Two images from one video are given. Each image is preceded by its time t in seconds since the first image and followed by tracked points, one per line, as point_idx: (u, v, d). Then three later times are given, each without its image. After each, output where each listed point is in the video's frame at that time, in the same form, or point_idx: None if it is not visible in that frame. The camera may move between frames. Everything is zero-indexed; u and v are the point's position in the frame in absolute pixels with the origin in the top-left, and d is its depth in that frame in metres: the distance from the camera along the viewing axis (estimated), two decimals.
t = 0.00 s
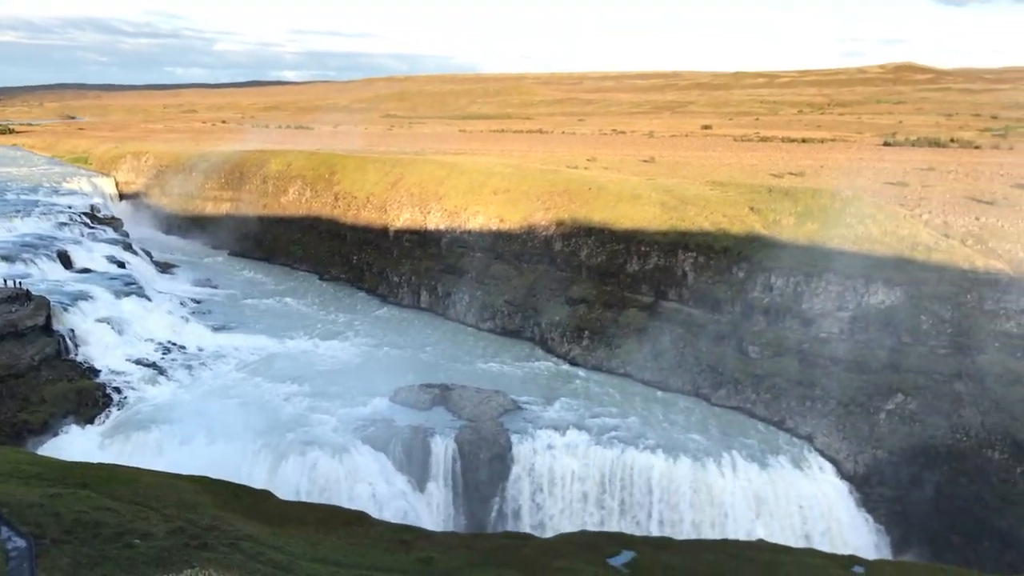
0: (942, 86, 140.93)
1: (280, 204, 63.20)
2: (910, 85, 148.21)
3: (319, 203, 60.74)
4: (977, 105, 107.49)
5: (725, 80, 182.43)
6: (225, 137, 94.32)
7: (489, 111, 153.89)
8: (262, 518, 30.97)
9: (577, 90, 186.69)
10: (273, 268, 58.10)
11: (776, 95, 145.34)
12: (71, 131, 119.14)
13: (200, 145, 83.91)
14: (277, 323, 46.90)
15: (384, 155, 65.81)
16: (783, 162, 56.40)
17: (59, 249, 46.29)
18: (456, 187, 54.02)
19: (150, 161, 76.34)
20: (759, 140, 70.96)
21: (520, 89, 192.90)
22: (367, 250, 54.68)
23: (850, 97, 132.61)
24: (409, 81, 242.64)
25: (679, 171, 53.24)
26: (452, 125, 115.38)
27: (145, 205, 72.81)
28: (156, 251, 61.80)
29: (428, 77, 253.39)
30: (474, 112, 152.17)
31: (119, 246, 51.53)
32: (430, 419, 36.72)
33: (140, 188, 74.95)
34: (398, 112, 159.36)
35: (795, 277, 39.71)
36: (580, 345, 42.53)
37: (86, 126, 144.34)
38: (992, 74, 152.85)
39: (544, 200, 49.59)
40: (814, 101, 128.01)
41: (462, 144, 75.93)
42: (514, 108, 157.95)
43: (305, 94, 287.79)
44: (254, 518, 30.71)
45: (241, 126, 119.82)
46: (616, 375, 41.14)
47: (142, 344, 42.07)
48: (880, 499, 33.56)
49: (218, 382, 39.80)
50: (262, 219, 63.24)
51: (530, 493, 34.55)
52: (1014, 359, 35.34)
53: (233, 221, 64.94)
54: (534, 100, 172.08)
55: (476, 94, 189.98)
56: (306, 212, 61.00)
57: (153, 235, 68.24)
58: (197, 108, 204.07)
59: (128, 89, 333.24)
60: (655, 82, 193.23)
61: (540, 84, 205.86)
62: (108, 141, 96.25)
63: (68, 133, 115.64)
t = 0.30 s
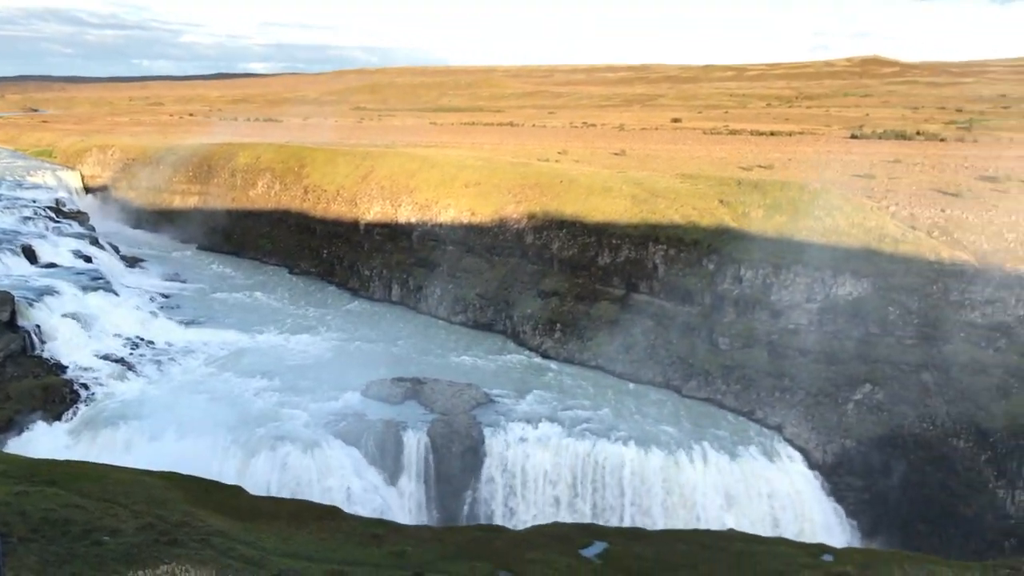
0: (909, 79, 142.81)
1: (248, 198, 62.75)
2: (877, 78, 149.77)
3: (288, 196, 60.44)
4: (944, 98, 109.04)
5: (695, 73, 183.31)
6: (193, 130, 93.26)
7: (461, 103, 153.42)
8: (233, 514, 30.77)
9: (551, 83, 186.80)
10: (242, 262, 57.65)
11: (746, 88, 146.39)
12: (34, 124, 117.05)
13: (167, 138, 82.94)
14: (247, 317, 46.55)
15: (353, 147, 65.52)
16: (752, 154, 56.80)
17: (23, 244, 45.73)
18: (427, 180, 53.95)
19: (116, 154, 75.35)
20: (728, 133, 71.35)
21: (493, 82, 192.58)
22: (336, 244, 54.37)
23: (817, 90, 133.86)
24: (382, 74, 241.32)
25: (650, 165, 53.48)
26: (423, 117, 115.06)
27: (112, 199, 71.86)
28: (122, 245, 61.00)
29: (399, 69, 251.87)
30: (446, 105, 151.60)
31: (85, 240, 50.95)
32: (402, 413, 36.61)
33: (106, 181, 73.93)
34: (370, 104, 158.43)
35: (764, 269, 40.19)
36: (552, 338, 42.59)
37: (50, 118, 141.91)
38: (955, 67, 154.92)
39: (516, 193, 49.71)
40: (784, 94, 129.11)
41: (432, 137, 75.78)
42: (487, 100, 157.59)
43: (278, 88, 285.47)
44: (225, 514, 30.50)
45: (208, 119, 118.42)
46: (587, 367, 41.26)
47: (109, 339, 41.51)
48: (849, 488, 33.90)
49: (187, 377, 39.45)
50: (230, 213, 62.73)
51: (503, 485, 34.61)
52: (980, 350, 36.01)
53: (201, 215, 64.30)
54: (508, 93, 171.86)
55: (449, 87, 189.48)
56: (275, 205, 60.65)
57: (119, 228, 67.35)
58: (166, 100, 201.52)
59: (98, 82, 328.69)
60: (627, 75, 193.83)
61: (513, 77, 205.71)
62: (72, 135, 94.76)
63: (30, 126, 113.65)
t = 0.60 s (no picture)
0: (869, 72, 145.14)
1: (211, 193, 62.15)
2: (837, 72, 151.58)
3: (252, 191, 60.02)
4: (903, 91, 110.92)
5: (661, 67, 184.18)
6: (152, 124, 91.91)
7: (427, 96, 152.71)
8: (200, 512, 30.54)
9: (517, 77, 187.02)
10: (204, 257, 57.01)
11: (711, 82, 147.60)
12: None
13: (126, 132, 81.59)
14: (211, 314, 46.13)
15: (317, 142, 65.18)
16: (715, 147, 57.33)
17: None
18: (392, 174, 53.92)
19: (75, 149, 74.01)
20: (691, 126, 71.90)
21: (459, 75, 192.20)
22: (301, 239, 53.99)
23: (780, 83, 135.47)
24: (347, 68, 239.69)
25: (614, 158, 53.80)
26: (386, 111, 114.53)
27: (70, 195, 70.60)
28: (82, 241, 59.97)
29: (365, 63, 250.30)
30: (412, 98, 150.75)
31: (44, 237, 50.16)
32: (369, 409, 36.48)
33: (64, 177, 72.59)
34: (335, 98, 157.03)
35: (728, 261, 40.84)
36: (519, 332, 42.66)
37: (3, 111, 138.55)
38: (914, 60, 157.77)
39: (482, 186, 49.88)
40: (747, 88, 130.38)
41: (397, 130, 75.56)
42: (453, 93, 157.10)
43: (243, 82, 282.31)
44: (191, 512, 30.28)
45: (169, 113, 116.54)
46: (554, 360, 41.36)
47: (70, 337, 40.83)
48: (814, 477, 34.33)
49: (151, 375, 38.98)
50: (192, 208, 62.03)
51: (470, 479, 34.66)
52: (940, 339, 36.65)
53: (162, 211, 63.48)
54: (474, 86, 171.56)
55: (415, 80, 188.72)
56: (238, 200, 60.17)
57: (78, 224, 66.18)
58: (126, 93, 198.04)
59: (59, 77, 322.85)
60: (592, 68, 194.57)
61: (479, 71, 205.44)
62: (26, 129, 92.75)
63: None
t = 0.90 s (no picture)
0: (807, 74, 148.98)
1: (149, 194, 61.13)
2: (775, 73, 154.97)
3: (191, 193, 59.32)
4: (837, 92, 114.06)
5: (607, 67, 185.82)
6: (85, 124, 89.65)
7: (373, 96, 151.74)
8: (141, 519, 30.03)
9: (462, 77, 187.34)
10: (142, 260, 55.87)
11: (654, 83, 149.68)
12: None
13: (57, 132, 79.38)
14: (150, 317, 45.38)
15: (258, 142, 64.55)
16: (656, 148, 58.18)
17: None
18: (334, 175, 53.90)
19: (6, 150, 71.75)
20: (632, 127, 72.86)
21: (405, 75, 191.79)
22: (242, 241, 53.30)
23: (722, 84, 138.12)
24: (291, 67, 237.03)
25: (557, 158, 54.33)
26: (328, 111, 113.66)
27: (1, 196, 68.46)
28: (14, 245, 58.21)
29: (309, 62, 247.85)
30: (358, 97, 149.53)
31: None
32: (313, 412, 36.11)
33: None
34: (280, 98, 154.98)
35: (670, 261, 41.60)
36: (464, 332, 42.69)
37: None
38: (848, 62, 162.39)
39: (426, 188, 50.13)
40: (688, 89, 132.49)
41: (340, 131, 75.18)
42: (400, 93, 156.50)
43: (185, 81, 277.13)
44: (130, 519, 29.72)
45: (104, 112, 113.73)
46: (498, 360, 41.47)
47: (3, 343, 39.47)
48: (756, 472, 34.86)
49: (89, 381, 38.06)
50: (130, 210, 60.82)
51: (416, 480, 34.56)
52: (876, 335, 37.64)
53: (97, 213, 62.03)
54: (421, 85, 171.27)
55: (361, 79, 187.57)
56: (177, 202, 59.35)
57: (9, 227, 64.20)
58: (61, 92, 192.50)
59: None
60: (536, 69, 195.84)
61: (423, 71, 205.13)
62: None
63: None
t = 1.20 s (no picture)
0: (733, 92, 153.26)
1: (71, 212, 59.50)
2: (703, 91, 158.98)
3: (115, 210, 58.06)
4: (761, 110, 117.55)
5: (544, 83, 187.38)
6: None
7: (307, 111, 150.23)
8: (62, 546, 29.03)
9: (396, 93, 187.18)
10: (63, 279, 54.12)
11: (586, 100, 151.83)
12: None
13: None
14: (72, 338, 44.00)
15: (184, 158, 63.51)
16: (585, 165, 59.00)
17: None
18: (262, 191, 53.53)
19: None
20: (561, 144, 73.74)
21: (338, 91, 190.67)
22: (168, 259, 52.35)
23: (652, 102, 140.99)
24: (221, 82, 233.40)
25: (488, 175, 54.75)
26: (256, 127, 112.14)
27: None
28: None
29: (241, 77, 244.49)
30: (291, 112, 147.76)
31: None
32: (242, 432, 35.44)
33: None
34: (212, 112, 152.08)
35: (601, 275, 42.16)
36: (396, 349, 42.55)
37: None
38: (771, 80, 167.66)
39: (357, 204, 50.06)
40: (618, 107, 134.72)
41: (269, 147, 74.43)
42: (333, 108, 155.38)
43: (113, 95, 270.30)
44: (52, 546, 28.71)
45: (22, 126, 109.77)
46: (431, 376, 41.45)
47: None
48: (687, 484, 35.36)
49: (7, 403, 36.55)
50: (51, 228, 58.93)
51: (348, 499, 34.25)
52: (799, 346, 38.72)
53: (14, 231, 59.84)
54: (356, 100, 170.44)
55: (294, 94, 185.64)
56: (100, 220, 57.93)
57: None
58: None
59: None
60: (469, 86, 196.83)
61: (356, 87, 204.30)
62: None
63: None
